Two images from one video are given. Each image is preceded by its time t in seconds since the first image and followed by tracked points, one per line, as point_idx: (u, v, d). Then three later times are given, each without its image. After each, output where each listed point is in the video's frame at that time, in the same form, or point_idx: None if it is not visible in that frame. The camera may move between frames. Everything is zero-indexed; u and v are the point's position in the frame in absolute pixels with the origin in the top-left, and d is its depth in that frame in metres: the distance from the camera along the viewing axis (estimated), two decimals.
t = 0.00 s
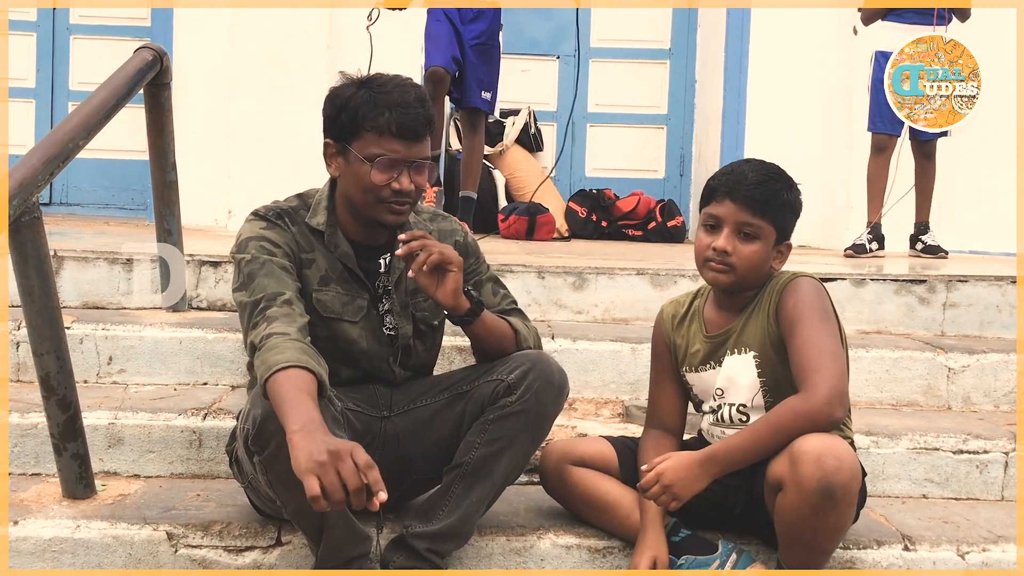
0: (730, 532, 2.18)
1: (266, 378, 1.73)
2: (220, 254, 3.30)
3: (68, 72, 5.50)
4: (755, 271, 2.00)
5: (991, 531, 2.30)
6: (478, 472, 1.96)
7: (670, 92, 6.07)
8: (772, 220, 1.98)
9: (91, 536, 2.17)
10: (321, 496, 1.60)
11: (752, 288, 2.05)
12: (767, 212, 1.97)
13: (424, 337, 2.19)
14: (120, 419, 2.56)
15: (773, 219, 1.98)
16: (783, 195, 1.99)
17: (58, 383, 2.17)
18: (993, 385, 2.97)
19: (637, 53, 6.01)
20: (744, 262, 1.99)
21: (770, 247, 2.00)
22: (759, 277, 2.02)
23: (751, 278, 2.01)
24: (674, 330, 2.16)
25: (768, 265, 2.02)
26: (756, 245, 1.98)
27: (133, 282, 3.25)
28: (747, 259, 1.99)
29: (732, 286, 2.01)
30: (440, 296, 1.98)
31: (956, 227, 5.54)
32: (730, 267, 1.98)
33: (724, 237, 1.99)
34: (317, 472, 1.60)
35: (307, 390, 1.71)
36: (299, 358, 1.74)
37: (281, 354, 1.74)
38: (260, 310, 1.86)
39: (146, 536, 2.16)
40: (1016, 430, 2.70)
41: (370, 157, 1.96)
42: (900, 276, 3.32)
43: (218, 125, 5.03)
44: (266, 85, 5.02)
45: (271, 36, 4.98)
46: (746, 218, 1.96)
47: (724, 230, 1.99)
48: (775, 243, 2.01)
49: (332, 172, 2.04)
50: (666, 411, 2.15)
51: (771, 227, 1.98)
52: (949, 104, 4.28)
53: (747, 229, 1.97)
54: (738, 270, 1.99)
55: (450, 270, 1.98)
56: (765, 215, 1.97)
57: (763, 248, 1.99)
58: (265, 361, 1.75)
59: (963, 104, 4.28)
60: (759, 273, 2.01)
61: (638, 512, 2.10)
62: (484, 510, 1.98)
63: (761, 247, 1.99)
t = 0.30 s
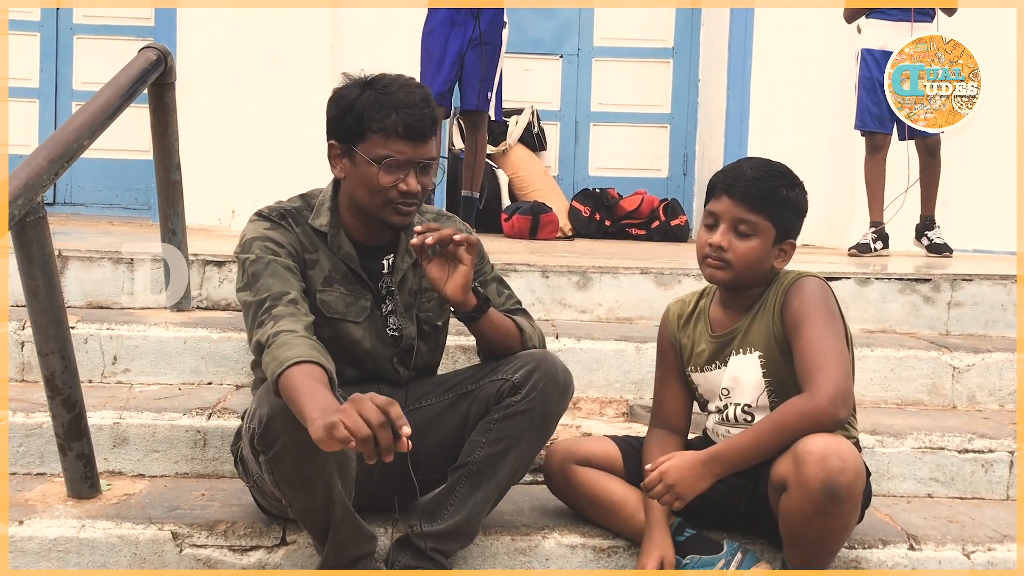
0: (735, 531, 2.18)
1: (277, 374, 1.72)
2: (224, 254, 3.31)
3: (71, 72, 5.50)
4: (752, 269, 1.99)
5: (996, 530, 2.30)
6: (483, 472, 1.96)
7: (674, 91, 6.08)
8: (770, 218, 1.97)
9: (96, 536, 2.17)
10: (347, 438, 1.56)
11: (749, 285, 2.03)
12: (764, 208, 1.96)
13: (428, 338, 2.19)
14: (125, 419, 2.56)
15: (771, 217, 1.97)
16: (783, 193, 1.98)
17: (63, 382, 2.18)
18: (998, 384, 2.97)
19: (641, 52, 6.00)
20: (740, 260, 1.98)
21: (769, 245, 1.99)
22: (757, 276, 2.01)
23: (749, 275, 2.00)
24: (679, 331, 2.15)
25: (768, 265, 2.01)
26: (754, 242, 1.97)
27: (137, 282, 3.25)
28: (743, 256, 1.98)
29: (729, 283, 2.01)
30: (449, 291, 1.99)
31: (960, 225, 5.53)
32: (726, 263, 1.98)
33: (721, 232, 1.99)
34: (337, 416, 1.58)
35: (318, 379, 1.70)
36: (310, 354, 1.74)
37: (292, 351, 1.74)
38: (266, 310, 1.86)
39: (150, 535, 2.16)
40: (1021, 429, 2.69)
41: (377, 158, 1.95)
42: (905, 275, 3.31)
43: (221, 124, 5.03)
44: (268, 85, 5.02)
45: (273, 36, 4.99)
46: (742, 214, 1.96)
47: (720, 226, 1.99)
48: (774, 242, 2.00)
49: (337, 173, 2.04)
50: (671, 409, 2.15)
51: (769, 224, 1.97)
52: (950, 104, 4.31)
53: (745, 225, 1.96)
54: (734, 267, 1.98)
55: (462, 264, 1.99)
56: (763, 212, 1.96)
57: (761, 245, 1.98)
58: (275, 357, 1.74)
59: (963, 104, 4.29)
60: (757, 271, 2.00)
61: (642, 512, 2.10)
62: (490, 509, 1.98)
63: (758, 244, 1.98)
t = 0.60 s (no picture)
0: (738, 531, 2.17)
1: (277, 374, 1.72)
2: (226, 253, 3.31)
3: (73, 71, 5.50)
4: (717, 262, 2.00)
5: (1000, 530, 2.30)
6: (485, 472, 1.95)
7: (676, 90, 6.07)
8: (739, 214, 1.97)
9: (99, 535, 2.17)
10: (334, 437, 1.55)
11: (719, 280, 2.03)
12: (732, 203, 1.97)
13: (430, 338, 2.19)
14: (127, 418, 2.56)
15: (739, 212, 1.97)
16: (754, 190, 1.97)
17: (65, 381, 2.17)
18: (1001, 384, 2.96)
19: (643, 51, 6.00)
20: (705, 251, 2.00)
21: (737, 241, 1.98)
22: (724, 271, 2.01)
23: (714, 268, 2.01)
24: (684, 331, 2.15)
25: (738, 262, 2.00)
26: (719, 235, 1.99)
27: (139, 281, 3.25)
28: (706, 247, 2.00)
29: (698, 274, 2.04)
30: (449, 291, 1.99)
31: (962, 225, 5.52)
32: (693, 253, 2.02)
33: (696, 225, 2.04)
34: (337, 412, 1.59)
35: (318, 380, 1.70)
36: (310, 352, 1.74)
37: (292, 350, 1.73)
38: (267, 309, 1.86)
39: (153, 535, 2.16)
40: None
41: (387, 159, 1.95)
42: (908, 274, 3.31)
43: (223, 124, 5.03)
44: (269, 84, 5.01)
45: (274, 36, 4.99)
46: (710, 205, 2.00)
47: (697, 217, 2.04)
48: (744, 240, 1.98)
49: (344, 175, 2.03)
50: (675, 408, 2.15)
51: (736, 220, 1.97)
52: (951, 104, 4.29)
53: (711, 217, 2.00)
54: (699, 257, 2.01)
55: (461, 265, 1.99)
56: (730, 206, 1.98)
57: (727, 240, 1.98)
58: (275, 357, 1.74)
59: (963, 104, 4.28)
60: (724, 265, 2.00)
61: (645, 512, 2.10)
62: (493, 509, 1.98)
63: (724, 237, 1.98)
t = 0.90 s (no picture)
0: (738, 530, 2.17)
1: (272, 374, 1.72)
2: (225, 251, 3.31)
3: (72, 69, 5.50)
4: (714, 261, 2.00)
5: (999, 528, 2.30)
6: (485, 470, 1.95)
7: (675, 89, 6.07)
8: (733, 211, 1.97)
9: (97, 533, 2.16)
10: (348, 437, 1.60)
11: (716, 278, 2.03)
12: (727, 201, 1.97)
13: (429, 336, 2.18)
14: (125, 416, 2.56)
15: (733, 210, 1.97)
16: (748, 188, 1.97)
17: (63, 380, 2.17)
18: (1000, 382, 2.96)
19: (643, 49, 5.99)
20: (702, 250, 2.00)
21: (733, 238, 1.98)
22: (721, 270, 2.01)
23: (711, 266, 2.01)
24: (682, 330, 2.15)
25: (735, 261, 1.99)
26: (714, 233, 1.98)
27: (138, 279, 3.25)
28: (703, 246, 2.00)
29: (696, 273, 2.03)
30: (449, 294, 1.99)
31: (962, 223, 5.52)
32: (689, 251, 2.02)
33: (692, 223, 2.04)
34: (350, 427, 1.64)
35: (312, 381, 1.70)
36: (303, 351, 1.73)
37: (285, 349, 1.73)
38: (264, 308, 1.86)
39: (151, 533, 2.16)
40: None
41: (409, 155, 1.96)
42: (907, 273, 3.31)
43: (222, 123, 5.03)
44: (268, 83, 5.01)
45: (274, 36, 4.98)
46: (706, 204, 2.00)
47: (693, 216, 2.04)
48: (739, 238, 1.98)
49: (355, 177, 2.01)
50: (673, 407, 2.15)
51: (731, 217, 1.97)
52: (949, 104, 4.33)
53: (707, 216, 2.00)
54: (696, 256, 2.01)
55: (457, 265, 1.99)
56: (724, 204, 1.98)
57: (723, 238, 1.98)
58: (269, 357, 1.74)
59: (963, 104, 4.40)
60: (721, 263, 2.00)
61: (644, 511, 2.10)
62: (492, 507, 1.97)
63: (719, 235, 1.98)
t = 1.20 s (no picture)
0: (735, 528, 2.17)
1: (267, 373, 1.72)
2: (223, 250, 3.31)
3: (71, 69, 5.50)
4: (711, 258, 1.99)
5: (996, 526, 2.30)
6: (482, 468, 1.95)
7: (674, 87, 6.06)
8: (729, 208, 1.97)
9: (95, 532, 2.16)
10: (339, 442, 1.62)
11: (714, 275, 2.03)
12: (724, 197, 1.97)
13: (427, 334, 2.19)
14: (123, 415, 2.55)
15: (730, 207, 1.97)
16: (744, 185, 1.97)
17: (61, 379, 2.17)
18: (998, 380, 2.96)
19: (641, 48, 5.99)
20: (699, 247, 2.00)
21: (729, 235, 1.98)
22: (719, 267, 2.00)
23: (708, 263, 2.00)
24: (679, 327, 2.15)
25: (732, 257, 1.99)
26: (711, 230, 1.98)
27: (136, 278, 3.25)
28: (701, 243, 1.99)
29: (693, 270, 2.03)
30: (447, 293, 1.98)
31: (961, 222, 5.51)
32: (687, 248, 2.02)
33: (689, 221, 2.04)
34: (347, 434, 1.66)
35: (307, 382, 1.70)
36: (298, 352, 1.73)
37: (281, 349, 1.73)
38: (261, 306, 1.86)
39: (149, 532, 2.16)
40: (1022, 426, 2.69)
41: (405, 151, 1.96)
42: (905, 271, 3.31)
43: (221, 122, 5.03)
44: (267, 82, 5.01)
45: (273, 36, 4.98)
46: (703, 201, 2.00)
47: (690, 214, 2.04)
48: (736, 234, 1.98)
49: (349, 170, 2.01)
50: (671, 405, 2.15)
51: (727, 214, 1.97)
52: (950, 103, 4.41)
53: (704, 213, 2.00)
54: (694, 253, 2.01)
55: (455, 264, 1.98)
56: (720, 201, 1.98)
57: (719, 235, 1.98)
58: (264, 356, 1.74)
59: (963, 104, 4.53)
60: (719, 260, 1.99)
61: (642, 509, 2.10)
62: (489, 506, 1.97)
63: (716, 232, 1.98)
